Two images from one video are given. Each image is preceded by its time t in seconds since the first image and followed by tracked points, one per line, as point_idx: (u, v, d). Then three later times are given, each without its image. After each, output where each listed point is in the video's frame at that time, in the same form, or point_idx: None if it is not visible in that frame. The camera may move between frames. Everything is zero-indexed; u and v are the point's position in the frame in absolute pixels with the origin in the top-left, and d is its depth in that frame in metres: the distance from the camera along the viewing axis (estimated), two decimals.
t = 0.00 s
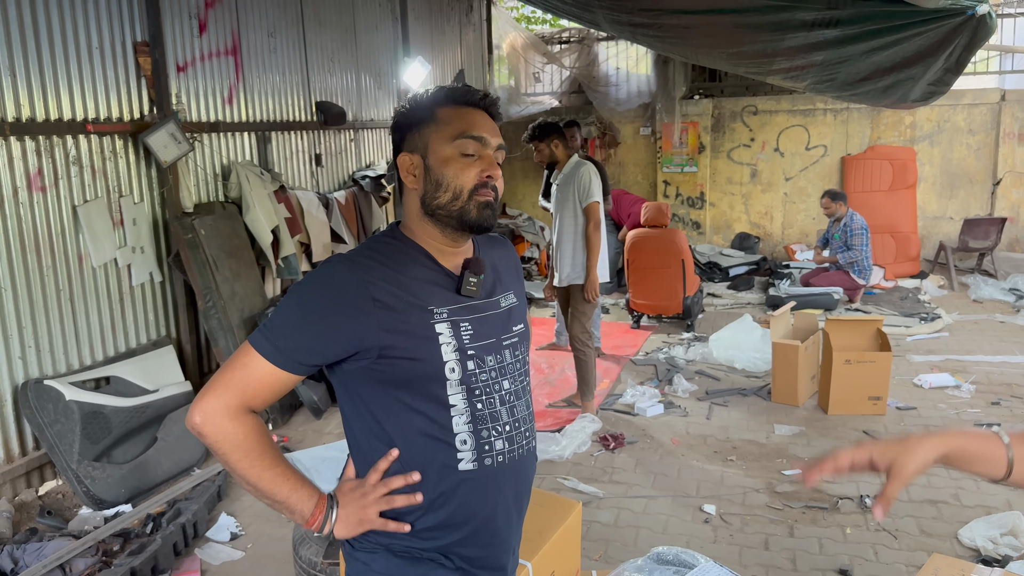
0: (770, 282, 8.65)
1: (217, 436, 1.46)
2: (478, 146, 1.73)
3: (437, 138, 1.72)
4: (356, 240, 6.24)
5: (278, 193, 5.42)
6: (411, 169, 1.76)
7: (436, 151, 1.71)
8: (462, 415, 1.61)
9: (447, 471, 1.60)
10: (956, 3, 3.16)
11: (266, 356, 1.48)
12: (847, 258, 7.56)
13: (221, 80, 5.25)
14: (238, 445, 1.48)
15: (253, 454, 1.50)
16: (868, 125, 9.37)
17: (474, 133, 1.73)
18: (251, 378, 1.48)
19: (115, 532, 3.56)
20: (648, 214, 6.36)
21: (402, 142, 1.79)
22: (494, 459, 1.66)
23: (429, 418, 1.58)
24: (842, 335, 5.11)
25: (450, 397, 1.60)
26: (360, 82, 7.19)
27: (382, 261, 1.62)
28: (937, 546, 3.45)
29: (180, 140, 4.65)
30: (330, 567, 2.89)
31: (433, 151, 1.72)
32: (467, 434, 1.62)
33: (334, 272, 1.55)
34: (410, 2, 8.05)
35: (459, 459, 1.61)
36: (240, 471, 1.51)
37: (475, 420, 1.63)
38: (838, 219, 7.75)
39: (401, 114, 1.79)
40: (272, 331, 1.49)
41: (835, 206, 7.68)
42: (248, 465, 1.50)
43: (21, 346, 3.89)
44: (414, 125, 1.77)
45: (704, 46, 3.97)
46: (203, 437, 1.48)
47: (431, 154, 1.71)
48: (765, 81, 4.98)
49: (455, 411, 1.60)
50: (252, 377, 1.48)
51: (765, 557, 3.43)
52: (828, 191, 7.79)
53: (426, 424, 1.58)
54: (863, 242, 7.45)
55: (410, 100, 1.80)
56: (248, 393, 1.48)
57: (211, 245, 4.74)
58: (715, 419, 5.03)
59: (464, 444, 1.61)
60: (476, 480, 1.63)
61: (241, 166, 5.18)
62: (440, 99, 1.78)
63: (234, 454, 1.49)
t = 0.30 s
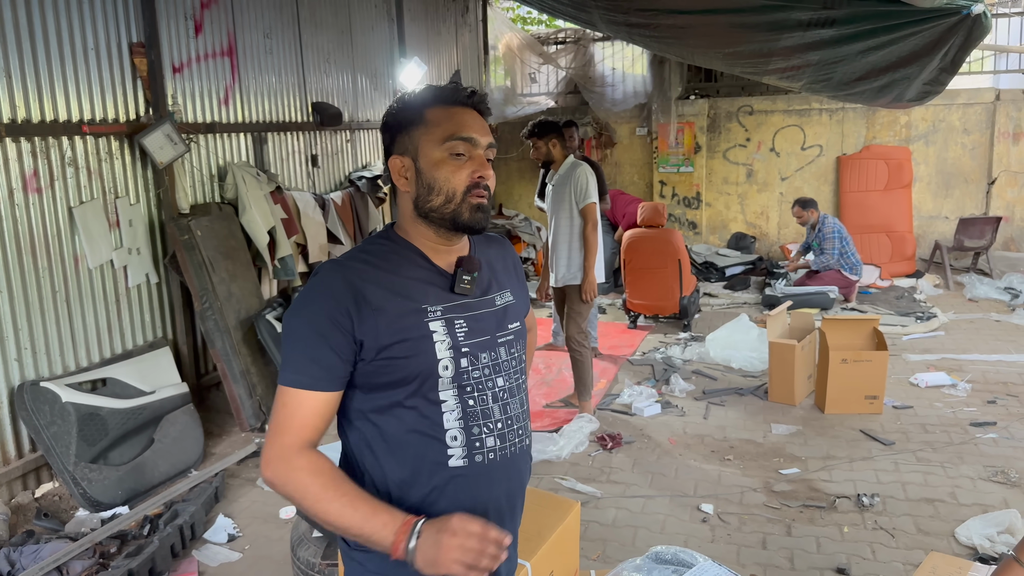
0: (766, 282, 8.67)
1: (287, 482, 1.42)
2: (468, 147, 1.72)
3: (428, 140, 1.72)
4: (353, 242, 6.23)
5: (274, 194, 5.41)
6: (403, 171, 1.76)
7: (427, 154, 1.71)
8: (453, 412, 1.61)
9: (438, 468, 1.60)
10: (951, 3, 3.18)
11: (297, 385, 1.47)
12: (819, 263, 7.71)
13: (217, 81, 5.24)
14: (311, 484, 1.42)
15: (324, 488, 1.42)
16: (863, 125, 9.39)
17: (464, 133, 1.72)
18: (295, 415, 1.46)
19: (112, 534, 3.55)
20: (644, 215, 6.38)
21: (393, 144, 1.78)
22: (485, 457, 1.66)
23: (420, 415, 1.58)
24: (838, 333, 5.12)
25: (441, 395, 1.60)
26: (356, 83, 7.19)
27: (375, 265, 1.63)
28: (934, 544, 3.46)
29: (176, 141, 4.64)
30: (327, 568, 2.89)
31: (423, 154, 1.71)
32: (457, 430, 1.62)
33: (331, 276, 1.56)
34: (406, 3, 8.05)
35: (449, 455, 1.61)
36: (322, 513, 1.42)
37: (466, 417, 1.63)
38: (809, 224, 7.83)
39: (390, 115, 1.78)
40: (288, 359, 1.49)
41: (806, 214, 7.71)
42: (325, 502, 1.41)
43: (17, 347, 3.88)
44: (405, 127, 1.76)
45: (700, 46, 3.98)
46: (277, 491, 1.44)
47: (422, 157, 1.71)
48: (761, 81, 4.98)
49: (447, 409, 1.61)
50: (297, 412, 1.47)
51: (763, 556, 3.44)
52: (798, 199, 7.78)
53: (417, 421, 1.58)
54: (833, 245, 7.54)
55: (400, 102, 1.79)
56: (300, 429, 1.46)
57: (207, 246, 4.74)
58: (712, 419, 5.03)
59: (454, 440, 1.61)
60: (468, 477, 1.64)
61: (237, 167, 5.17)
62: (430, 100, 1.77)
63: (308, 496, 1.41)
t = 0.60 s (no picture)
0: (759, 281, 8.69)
1: (377, 455, 1.34)
2: (452, 144, 1.70)
3: (411, 137, 1.71)
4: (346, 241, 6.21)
5: (267, 193, 5.36)
6: (388, 167, 1.76)
7: (410, 150, 1.70)
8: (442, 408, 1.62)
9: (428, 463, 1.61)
10: (944, 3, 3.20)
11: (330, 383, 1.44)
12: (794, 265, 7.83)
13: (209, 80, 5.22)
14: (394, 437, 1.34)
15: (407, 425, 1.34)
16: (855, 124, 9.43)
17: (448, 131, 1.70)
18: (342, 407, 1.42)
19: (104, 536, 3.53)
20: (637, 214, 6.39)
21: (378, 141, 1.78)
22: (475, 452, 1.68)
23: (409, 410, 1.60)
24: (831, 331, 5.14)
25: (430, 390, 1.61)
26: (349, 82, 7.18)
27: (363, 262, 1.63)
28: (928, 542, 3.47)
29: (168, 140, 4.62)
30: (322, 569, 2.88)
31: (407, 151, 1.70)
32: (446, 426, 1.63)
33: (328, 274, 1.57)
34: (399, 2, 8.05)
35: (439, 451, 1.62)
36: (426, 451, 1.33)
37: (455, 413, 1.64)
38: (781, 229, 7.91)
39: (377, 112, 1.78)
40: (309, 367, 1.48)
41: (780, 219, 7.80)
42: (415, 439, 1.33)
43: (8, 347, 3.86)
44: (390, 124, 1.75)
45: (693, 45, 3.98)
46: (377, 474, 1.36)
47: (405, 153, 1.70)
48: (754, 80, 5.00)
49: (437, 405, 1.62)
50: (343, 401, 1.42)
51: (758, 554, 3.45)
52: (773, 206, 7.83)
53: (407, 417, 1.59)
54: (803, 246, 7.64)
55: (387, 98, 1.79)
56: (356, 409, 1.42)
57: (199, 245, 4.73)
58: (706, 417, 5.04)
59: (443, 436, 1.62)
60: (457, 472, 1.65)
61: (229, 165, 5.15)
62: (415, 97, 1.76)
63: (403, 448, 1.33)
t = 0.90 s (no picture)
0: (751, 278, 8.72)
1: (397, 435, 1.35)
2: (435, 140, 1.70)
3: (395, 136, 1.71)
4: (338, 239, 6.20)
5: (258, 190, 5.36)
6: (374, 166, 1.77)
7: (394, 149, 1.71)
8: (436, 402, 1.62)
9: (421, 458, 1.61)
10: None
11: (341, 367, 1.43)
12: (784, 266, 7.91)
13: (199, 77, 5.20)
14: (414, 420, 1.34)
15: (429, 406, 1.34)
16: (846, 121, 9.46)
17: (431, 127, 1.70)
18: (355, 390, 1.41)
19: (95, 534, 3.52)
20: (629, 211, 6.48)
21: (363, 140, 1.79)
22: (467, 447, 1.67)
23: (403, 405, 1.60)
24: (824, 328, 5.15)
25: (424, 385, 1.61)
26: (340, 79, 7.16)
27: (358, 257, 1.62)
28: (919, 537, 3.49)
29: (158, 137, 4.60)
30: (315, 567, 2.88)
31: (390, 149, 1.71)
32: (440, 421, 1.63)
33: (326, 269, 1.57)
34: None
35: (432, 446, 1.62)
36: (446, 434, 1.33)
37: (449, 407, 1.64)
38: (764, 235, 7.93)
39: (359, 111, 1.79)
40: (314, 358, 1.47)
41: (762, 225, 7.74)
42: (436, 422, 1.33)
43: None
44: (373, 123, 1.76)
45: (685, 42, 3.99)
46: (398, 454, 1.36)
47: (389, 153, 1.71)
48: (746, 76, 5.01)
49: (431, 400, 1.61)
50: (356, 384, 1.41)
51: (750, 550, 3.46)
52: (752, 212, 7.73)
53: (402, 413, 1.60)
54: (793, 244, 7.75)
55: (371, 94, 1.79)
56: (371, 390, 1.40)
57: (190, 243, 4.72)
58: (699, 414, 5.05)
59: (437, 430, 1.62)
60: (451, 467, 1.64)
61: (220, 163, 5.14)
62: (397, 94, 1.76)
63: (423, 428, 1.33)
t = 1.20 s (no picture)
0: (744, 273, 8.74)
1: (359, 446, 1.34)
2: (406, 132, 1.67)
3: (371, 128, 1.70)
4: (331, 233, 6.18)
5: (250, 184, 5.35)
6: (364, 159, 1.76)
7: (370, 142, 1.69)
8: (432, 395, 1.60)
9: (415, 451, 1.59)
10: None
11: (310, 379, 1.43)
12: (774, 262, 7.94)
13: (191, 70, 5.19)
14: (372, 426, 1.33)
15: (382, 412, 1.33)
16: (839, 116, 9.48)
17: (401, 118, 1.67)
18: (327, 401, 1.41)
19: (87, 529, 3.51)
20: (622, 205, 6.39)
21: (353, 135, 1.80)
22: (461, 439, 1.66)
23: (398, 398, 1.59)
24: (816, 322, 5.17)
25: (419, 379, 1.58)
26: (332, 72, 7.14)
27: (350, 251, 1.59)
28: (911, 530, 3.50)
29: (149, 131, 4.58)
30: (308, 560, 2.88)
31: (367, 143, 1.70)
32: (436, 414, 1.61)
33: (317, 263, 1.53)
34: None
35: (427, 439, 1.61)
36: (403, 434, 1.32)
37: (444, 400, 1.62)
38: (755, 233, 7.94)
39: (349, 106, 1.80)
40: (295, 363, 1.46)
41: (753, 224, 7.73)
42: (390, 424, 1.32)
43: None
44: (357, 117, 1.77)
45: (678, 36, 3.96)
46: (362, 465, 1.35)
47: (367, 146, 1.70)
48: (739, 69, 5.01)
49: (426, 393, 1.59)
50: (325, 396, 1.42)
51: (742, 543, 3.47)
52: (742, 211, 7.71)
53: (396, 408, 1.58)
54: (783, 241, 7.78)
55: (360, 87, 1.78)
56: (338, 401, 1.41)
57: (182, 237, 4.70)
58: (691, 408, 5.07)
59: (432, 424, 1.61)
60: (443, 460, 1.63)
61: (211, 156, 5.11)
62: (378, 84, 1.74)
63: (380, 434, 1.32)
